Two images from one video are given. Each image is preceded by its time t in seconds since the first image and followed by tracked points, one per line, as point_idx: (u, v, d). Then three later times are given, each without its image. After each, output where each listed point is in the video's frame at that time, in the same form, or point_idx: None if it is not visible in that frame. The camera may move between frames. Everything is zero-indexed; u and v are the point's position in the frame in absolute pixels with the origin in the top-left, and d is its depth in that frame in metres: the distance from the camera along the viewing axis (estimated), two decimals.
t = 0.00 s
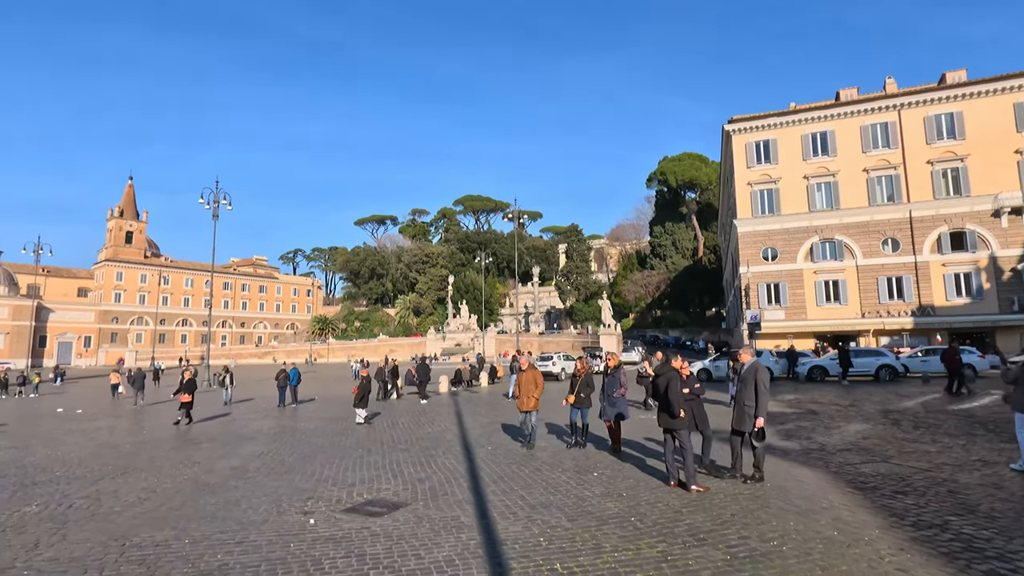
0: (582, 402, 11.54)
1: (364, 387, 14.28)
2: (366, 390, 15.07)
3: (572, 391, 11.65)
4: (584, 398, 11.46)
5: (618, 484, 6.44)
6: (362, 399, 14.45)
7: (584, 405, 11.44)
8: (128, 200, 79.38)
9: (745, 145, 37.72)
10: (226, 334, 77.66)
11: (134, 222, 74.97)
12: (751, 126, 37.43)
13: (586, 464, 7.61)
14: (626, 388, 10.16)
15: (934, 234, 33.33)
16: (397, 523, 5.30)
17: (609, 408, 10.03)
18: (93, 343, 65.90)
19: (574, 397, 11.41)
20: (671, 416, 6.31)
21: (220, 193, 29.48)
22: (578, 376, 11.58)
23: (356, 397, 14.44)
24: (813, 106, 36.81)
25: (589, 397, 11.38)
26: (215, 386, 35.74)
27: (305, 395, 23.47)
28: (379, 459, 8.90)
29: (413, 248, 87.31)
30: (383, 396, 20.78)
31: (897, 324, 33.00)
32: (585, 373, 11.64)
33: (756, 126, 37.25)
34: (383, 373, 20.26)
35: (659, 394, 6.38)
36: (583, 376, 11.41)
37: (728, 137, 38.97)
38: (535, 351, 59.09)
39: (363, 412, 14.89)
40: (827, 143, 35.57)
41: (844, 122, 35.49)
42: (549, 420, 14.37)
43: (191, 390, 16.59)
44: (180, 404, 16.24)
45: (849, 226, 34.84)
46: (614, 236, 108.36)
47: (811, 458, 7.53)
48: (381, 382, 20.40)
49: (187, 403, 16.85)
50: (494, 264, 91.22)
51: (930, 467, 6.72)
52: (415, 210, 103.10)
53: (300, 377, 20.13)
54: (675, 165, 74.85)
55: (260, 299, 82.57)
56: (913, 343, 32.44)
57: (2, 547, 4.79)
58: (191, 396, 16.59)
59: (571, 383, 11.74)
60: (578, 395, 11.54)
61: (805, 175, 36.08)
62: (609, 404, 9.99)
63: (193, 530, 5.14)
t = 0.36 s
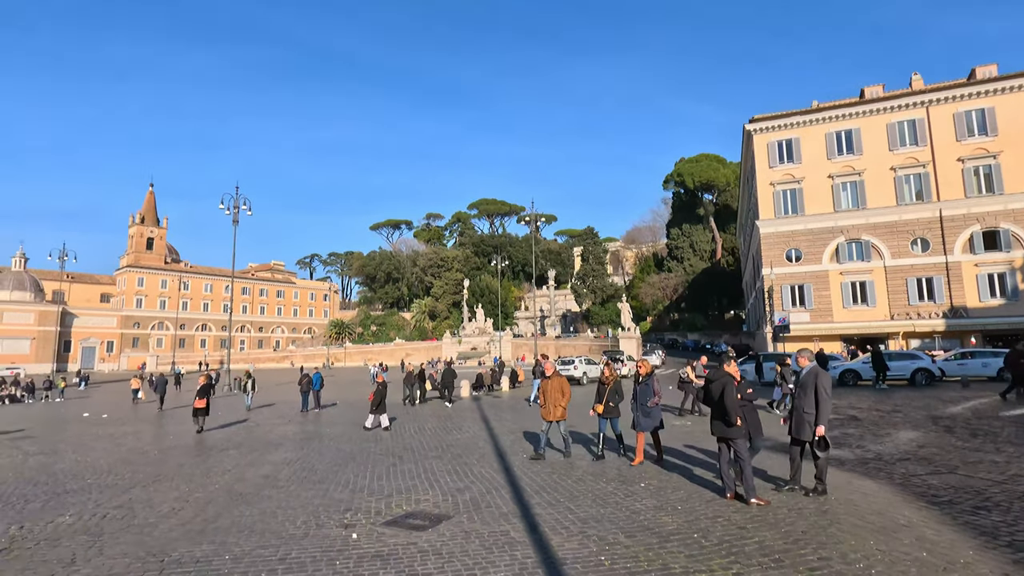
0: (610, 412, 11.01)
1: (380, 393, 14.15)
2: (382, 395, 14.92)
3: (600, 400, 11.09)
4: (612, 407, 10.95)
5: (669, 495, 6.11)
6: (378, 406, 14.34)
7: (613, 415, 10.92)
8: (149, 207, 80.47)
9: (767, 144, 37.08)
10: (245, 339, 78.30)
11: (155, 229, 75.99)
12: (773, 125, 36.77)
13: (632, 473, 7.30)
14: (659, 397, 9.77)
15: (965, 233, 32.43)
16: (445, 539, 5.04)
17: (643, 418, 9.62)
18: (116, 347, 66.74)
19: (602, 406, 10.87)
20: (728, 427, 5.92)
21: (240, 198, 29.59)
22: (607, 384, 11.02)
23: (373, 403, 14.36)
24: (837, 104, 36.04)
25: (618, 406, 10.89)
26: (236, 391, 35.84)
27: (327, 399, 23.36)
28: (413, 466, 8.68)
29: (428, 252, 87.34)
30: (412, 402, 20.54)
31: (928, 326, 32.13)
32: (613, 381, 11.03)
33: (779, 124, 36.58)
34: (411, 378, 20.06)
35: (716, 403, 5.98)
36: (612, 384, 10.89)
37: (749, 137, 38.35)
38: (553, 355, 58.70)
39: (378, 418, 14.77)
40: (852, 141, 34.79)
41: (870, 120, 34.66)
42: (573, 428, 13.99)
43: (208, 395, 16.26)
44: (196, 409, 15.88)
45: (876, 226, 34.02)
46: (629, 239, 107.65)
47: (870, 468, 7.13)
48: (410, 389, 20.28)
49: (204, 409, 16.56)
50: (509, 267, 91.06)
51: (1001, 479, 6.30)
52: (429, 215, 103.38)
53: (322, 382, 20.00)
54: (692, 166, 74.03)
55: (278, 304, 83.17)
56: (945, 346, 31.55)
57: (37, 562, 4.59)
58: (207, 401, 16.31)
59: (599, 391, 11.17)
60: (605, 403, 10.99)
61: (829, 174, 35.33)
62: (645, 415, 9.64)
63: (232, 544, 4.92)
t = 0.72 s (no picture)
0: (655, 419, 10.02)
1: (406, 396, 14.36)
2: (409, 401, 15.04)
3: (642, 406, 10.06)
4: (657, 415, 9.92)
5: (741, 509, 5.75)
6: (403, 409, 14.53)
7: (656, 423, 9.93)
8: (184, 218, 82.46)
9: (803, 143, 36.19)
10: (276, 346, 79.45)
11: (190, 239, 77.81)
12: (809, 124, 35.88)
13: (694, 485, 6.93)
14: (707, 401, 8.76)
15: (1018, 231, 31.03)
16: (510, 554, 4.79)
17: (690, 427, 8.65)
18: (153, 355, 68.36)
19: (646, 414, 9.77)
20: (804, 435, 5.54)
21: (272, 208, 29.98)
22: (650, 390, 9.97)
23: (398, 407, 14.56)
24: (876, 100, 34.98)
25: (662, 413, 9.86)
26: (271, 397, 36.19)
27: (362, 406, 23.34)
28: (460, 476, 8.45)
29: (454, 258, 87.52)
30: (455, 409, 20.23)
31: (979, 329, 30.78)
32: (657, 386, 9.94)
33: (815, 123, 35.67)
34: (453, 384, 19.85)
35: (789, 410, 5.62)
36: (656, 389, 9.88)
37: (783, 137, 37.51)
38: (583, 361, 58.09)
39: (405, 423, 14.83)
40: (893, 138, 33.68)
41: (912, 116, 33.52)
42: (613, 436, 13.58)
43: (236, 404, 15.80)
44: (228, 418, 15.63)
45: (921, 226, 32.81)
46: (656, 243, 106.35)
47: (954, 480, 6.65)
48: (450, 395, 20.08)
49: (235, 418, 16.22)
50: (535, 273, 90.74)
51: None
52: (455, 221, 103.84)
53: (358, 389, 19.94)
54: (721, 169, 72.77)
55: (308, 312, 84.22)
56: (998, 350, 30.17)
57: (98, 573, 4.47)
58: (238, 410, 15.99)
59: (641, 396, 10.17)
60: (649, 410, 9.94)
61: (869, 173, 34.24)
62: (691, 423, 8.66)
63: (291, 556, 4.76)
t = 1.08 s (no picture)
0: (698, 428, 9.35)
1: (430, 402, 14.12)
2: (433, 406, 14.84)
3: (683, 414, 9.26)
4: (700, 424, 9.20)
5: (813, 524, 5.40)
6: (428, 415, 14.31)
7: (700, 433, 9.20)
8: (213, 224, 83.97)
9: (837, 141, 35.30)
10: (301, 350, 80.34)
11: (219, 245, 79.14)
12: (843, 121, 34.97)
13: (754, 497, 6.57)
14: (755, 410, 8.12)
15: None
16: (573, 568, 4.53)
17: (738, 438, 8.01)
18: (183, 358, 69.62)
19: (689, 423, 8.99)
20: (884, 445, 5.14)
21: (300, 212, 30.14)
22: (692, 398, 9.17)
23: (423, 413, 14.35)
24: (914, 96, 33.91)
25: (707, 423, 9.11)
26: (299, 401, 36.37)
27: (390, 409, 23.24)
28: (500, 483, 8.18)
29: (476, 262, 87.51)
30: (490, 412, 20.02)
31: None
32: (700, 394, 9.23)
33: (849, 120, 34.75)
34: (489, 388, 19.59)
35: (865, 417, 5.25)
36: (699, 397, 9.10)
37: (816, 135, 36.64)
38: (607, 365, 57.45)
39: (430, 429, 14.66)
40: (933, 135, 32.58)
41: (952, 111, 32.39)
42: (651, 444, 13.15)
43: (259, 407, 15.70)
44: (250, 420, 15.31)
45: (962, 225, 31.66)
46: (679, 245, 105.07)
47: None
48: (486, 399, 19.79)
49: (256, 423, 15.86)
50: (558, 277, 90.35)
51: None
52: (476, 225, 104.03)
53: (388, 392, 19.84)
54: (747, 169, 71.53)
55: (332, 316, 84.97)
56: None
57: None
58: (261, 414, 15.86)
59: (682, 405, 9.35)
60: (691, 419, 9.34)
61: (907, 171, 33.18)
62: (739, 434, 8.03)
63: (343, 567, 4.57)
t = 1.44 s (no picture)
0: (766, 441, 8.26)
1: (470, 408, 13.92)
2: (473, 411, 14.64)
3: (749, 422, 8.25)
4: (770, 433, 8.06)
5: (923, 546, 4.87)
6: (468, 420, 14.10)
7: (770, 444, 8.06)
8: (256, 232, 86.22)
9: (891, 135, 33.78)
10: (340, 355, 81.56)
11: (262, 253, 81.14)
12: (897, 113, 33.44)
13: (843, 513, 6.06)
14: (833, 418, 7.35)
15: None
16: None
17: (812, 447, 7.29)
18: (228, 363, 71.52)
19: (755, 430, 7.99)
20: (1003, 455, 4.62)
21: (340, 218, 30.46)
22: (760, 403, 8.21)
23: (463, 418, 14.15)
24: (975, 84, 32.15)
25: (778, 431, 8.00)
26: (340, 405, 36.69)
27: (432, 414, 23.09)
28: (560, 492, 7.82)
29: (511, 266, 87.28)
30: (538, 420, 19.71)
31: None
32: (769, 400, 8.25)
33: (903, 112, 33.21)
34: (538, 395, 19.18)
35: (979, 424, 4.76)
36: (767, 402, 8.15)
37: (867, 129, 35.17)
38: (647, 369, 56.37)
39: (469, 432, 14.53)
40: (997, 124, 30.77)
41: (1018, 99, 30.55)
42: (709, 453, 12.51)
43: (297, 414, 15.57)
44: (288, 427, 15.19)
45: None
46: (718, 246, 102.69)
47: None
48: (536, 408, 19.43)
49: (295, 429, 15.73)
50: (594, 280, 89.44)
51: None
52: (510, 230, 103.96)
53: (432, 397, 19.69)
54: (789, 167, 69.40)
55: (370, 321, 85.99)
56: None
57: None
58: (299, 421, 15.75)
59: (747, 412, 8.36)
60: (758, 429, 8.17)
61: (969, 163, 31.45)
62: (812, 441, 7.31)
63: None
